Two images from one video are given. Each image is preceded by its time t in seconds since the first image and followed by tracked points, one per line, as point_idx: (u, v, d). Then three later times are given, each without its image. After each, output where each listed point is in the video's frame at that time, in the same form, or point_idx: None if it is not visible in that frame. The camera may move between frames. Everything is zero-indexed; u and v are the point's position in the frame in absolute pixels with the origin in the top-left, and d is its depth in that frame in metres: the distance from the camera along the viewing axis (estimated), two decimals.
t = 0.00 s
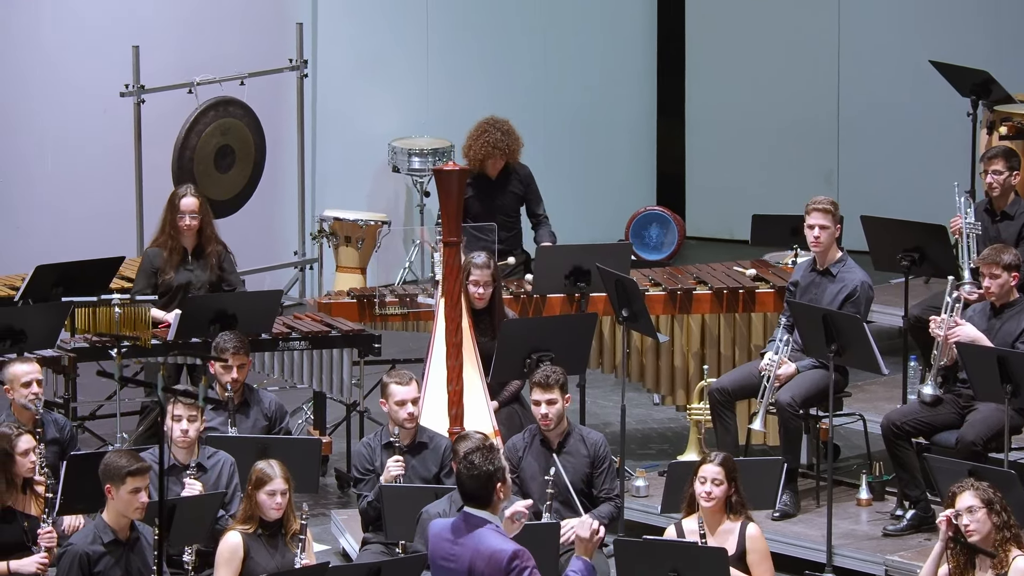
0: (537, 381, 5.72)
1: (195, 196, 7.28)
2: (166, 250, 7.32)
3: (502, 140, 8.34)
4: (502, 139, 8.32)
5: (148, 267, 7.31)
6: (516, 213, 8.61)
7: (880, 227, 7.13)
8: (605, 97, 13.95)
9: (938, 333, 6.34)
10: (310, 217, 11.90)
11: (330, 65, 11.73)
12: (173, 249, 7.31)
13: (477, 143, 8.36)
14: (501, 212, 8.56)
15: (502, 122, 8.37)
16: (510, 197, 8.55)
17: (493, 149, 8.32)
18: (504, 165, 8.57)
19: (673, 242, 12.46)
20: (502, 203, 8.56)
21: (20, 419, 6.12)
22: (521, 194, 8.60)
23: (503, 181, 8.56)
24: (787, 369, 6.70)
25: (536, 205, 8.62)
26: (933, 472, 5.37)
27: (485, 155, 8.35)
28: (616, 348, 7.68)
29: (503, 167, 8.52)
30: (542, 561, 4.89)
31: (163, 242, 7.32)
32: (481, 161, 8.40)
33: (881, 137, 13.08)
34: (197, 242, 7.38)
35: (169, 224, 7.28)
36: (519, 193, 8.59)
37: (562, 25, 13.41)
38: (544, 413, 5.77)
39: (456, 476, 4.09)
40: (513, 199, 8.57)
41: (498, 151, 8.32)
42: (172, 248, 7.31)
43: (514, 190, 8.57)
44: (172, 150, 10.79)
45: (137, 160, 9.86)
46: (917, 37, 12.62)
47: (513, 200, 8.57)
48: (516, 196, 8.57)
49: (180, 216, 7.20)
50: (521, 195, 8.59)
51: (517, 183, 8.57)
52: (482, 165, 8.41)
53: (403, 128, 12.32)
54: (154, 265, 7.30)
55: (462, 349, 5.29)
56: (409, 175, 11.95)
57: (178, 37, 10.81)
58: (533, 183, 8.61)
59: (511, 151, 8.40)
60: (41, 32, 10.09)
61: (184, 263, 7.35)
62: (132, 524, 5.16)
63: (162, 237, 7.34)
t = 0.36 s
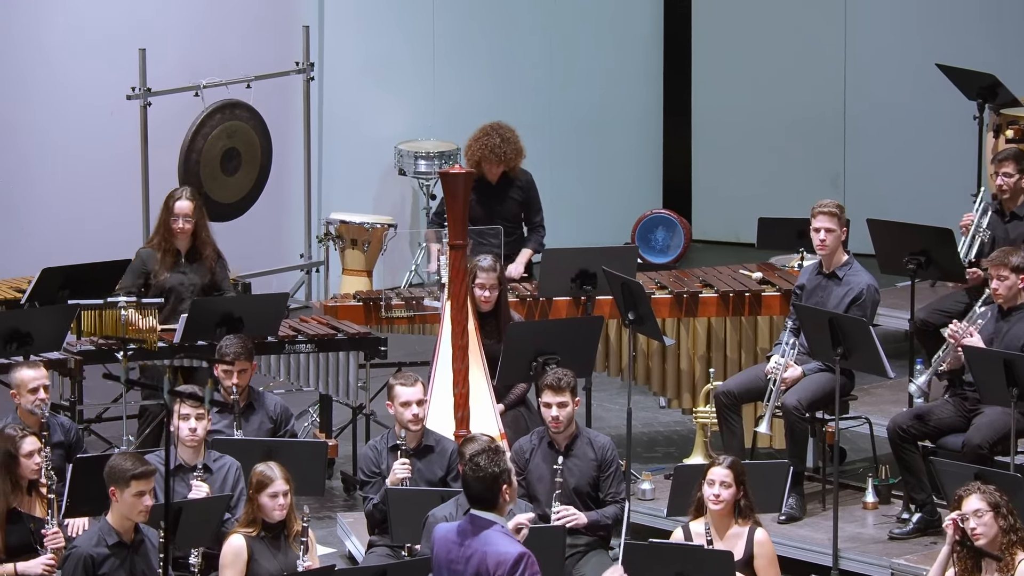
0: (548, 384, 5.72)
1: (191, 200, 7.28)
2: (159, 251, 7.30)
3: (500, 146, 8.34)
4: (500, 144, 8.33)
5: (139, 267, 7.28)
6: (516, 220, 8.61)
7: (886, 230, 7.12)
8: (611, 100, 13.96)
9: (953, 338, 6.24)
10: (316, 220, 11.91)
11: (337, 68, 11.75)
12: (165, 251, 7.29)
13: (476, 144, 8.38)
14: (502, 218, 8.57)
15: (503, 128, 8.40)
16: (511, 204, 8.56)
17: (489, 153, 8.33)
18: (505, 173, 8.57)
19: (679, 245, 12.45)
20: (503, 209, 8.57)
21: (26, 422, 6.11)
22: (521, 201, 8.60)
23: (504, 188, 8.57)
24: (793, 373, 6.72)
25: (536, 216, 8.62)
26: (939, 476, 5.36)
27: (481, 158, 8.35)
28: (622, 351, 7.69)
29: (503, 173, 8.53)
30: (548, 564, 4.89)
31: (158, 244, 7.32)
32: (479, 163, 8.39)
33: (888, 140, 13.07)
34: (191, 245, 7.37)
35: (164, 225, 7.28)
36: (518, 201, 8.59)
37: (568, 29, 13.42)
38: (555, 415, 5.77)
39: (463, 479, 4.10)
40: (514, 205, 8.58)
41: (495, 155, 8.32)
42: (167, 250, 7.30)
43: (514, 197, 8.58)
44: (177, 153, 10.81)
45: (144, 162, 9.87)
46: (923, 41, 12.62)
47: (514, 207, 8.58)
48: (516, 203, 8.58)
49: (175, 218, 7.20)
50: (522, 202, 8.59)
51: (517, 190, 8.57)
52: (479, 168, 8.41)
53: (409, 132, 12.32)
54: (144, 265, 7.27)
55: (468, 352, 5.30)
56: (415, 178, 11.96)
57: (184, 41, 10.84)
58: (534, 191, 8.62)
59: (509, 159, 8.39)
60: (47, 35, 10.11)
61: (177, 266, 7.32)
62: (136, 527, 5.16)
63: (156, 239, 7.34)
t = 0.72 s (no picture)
0: (556, 394, 5.72)
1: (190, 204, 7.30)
2: (160, 259, 7.31)
3: (499, 154, 8.35)
4: (499, 153, 8.34)
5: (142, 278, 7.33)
6: (518, 228, 8.60)
7: (891, 241, 7.12)
8: (617, 109, 13.97)
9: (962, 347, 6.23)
10: (323, 229, 11.92)
11: (343, 78, 11.77)
12: (168, 258, 7.32)
13: (474, 159, 8.34)
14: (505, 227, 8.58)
15: (499, 136, 8.38)
16: (513, 212, 8.58)
17: (489, 164, 8.32)
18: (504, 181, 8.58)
19: (685, 254, 12.45)
20: (503, 217, 8.57)
21: (34, 431, 6.12)
22: (522, 208, 8.61)
23: (504, 197, 8.57)
24: (800, 382, 6.67)
25: (539, 219, 8.62)
26: (946, 486, 5.34)
27: (483, 170, 8.32)
28: (628, 361, 7.69)
29: (503, 181, 8.54)
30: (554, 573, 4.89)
31: (157, 251, 7.32)
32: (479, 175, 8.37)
33: (895, 150, 13.08)
34: (190, 250, 7.41)
35: (166, 232, 7.28)
36: (519, 208, 8.60)
37: (574, 38, 13.44)
38: (564, 425, 5.77)
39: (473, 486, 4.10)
40: (516, 213, 8.59)
41: (496, 165, 8.33)
42: (167, 257, 7.31)
43: (515, 205, 8.58)
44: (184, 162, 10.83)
45: (150, 171, 9.89)
46: (929, 51, 12.64)
47: (515, 214, 8.59)
48: (517, 211, 8.59)
49: (180, 224, 7.23)
50: (522, 210, 8.60)
51: (517, 198, 8.57)
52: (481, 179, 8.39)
53: (416, 140, 12.34)
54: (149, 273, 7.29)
55: (474, 362, 5.29)
56: (422, 187, 11.96)
57: (191, 50, 10.87)
58: (534, 198, 8.63)
59: (510, 164, 8.42)
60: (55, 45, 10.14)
61: (178, 272, 7.37)
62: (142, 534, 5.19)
63: (154, 246, 7.33)
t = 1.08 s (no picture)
0: (564, 402, 5.74)
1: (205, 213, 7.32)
2: (175, 267, 7.32)
3: (529, 159, 8.35)
4: (527, 158, 8.33)
5: (157, 285, 7.33)
6: (539, 234, 8.64)
7: (896, 249, 7.12)
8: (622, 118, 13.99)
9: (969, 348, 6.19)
10: (328, 237, 11.93)
11: (348, 86, 11.79)
12: (182, 266, 7.33)
13: (503, 160, 8.37)
14: (527, 232, 8.59)
15: (528, 141, 8.39)
16: (535, 219, 8.60)
17: (517, 167, 8.32)
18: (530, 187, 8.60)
19: (690, 262, 12.44)
20: (527, 223, 8.59)
21: (41, 438, 6.13)
22: (545, 215, 8.65)
23: (529, 202, 8.59)
24: (805, 391, 6.69)
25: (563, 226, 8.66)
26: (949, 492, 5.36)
27: (508, 172, 8.35)
28: (633, 369, 7.68)
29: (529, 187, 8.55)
30: None
31: (170, 259, 7.34)
32: (506, 178, 8.40)
33: (900, 158, 13.08)
34: (205, 259, 7.42)
35: (179, 239, 7.31)
36: (542, 215, 8.63)
37: (579, 47, 13.46)
38: (570, 434, 5.78)
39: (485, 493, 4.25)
40: (538, 221, 8.61)
41: (523, 169, 8.32)
42: (180, 264, 7.32)
43: (538, 211, 8.61)
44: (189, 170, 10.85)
45: (155, 179, 9.90)
46: (934, 59, 12.65)
47: (538, 220, 8.62)
48: (540, 217, 8.62)
49: (193, 231, 7.24)
50: (545, 217, 8.64)
51: (541, 205, 8.61)
52: (507, 183, 8.42)
53: (421, 149, 12.34)
54: (163, 281, 7.30)
55: (479, 369, 5.29)
56: (427, 196, 11.98)
57: (197, 58, 10.90)
58: (558, 205, 8.66)
59: (537, 171, 8.41)
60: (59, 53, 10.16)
61: (194, 281, 7.37)
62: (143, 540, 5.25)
63: (169, 254, 7.36)
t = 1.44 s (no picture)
0: (568, 408, 5.72)
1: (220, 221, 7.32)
2: (191, 275, 7.32)
3: (529, 163, 8.37)
4: (529, 162, 8.35)
5: (171, 293, 7.32)
6: (539, 238, 8.65)
7: (899, 254, 7.12)
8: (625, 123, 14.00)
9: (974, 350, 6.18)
10: (330, 242, 11.95)
11: (351, 91, 11.81)
12: (199, 274, 7.33)
13: (504, 166, 8.38)
14: (527, 236, 8.60)
15: (528, 144, 8.39)
16: (536, 223, 8.61)
17: (518, 172, 8.34)
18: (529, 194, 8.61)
19: (693, 268, 12.45)
20: (527, 227, 8.60)
21: (44, 444, 6.15)
22: (546, 219, 8.66)
23: (530, 207, 8.61)
24: (807, 395, 6.67)
25: (559, 231, 8.69)
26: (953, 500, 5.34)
27: (511, 179, 8.36)
28: (636, 374, 7.67)
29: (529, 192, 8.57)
30: None
31: (187, 266, 7.33)
32: (507, 184, 8.41)
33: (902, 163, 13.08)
34: (219, 266, 7.43)
35: (197, 247, 7.28)
36: (545, 217, 8.65)
37: (581, 52, 13.47)
38: (574, 440, 5.77)
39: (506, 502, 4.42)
40: (539, 223, 8.62)
41: (525, 173, 8.34)
42: (196, 272, 7.32)
43: (539, 214, 8.62)
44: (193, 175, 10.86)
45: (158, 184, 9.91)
46: (937, 64, 12.66)
47: (540, 224, 8.63)
48: (541, 221, 8.63)
49: (210, 240, 7.25)
50: (546, 220, 8.65)
51: (542, 209, 8.62)
52: (509, 188, 8.41)
53: (424, 154, 12.35)
54: (179, 288, 7.29)
55: (483, 374, 5.30)
56: (430, 201, 11.98)
57: (199, 63, 10.91)
58: (558, 211, 8.69)
59: (538, 174, 8.43)
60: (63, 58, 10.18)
61: (208, 289, 7.37)
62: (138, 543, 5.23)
63: (184, 262, 7.35)
